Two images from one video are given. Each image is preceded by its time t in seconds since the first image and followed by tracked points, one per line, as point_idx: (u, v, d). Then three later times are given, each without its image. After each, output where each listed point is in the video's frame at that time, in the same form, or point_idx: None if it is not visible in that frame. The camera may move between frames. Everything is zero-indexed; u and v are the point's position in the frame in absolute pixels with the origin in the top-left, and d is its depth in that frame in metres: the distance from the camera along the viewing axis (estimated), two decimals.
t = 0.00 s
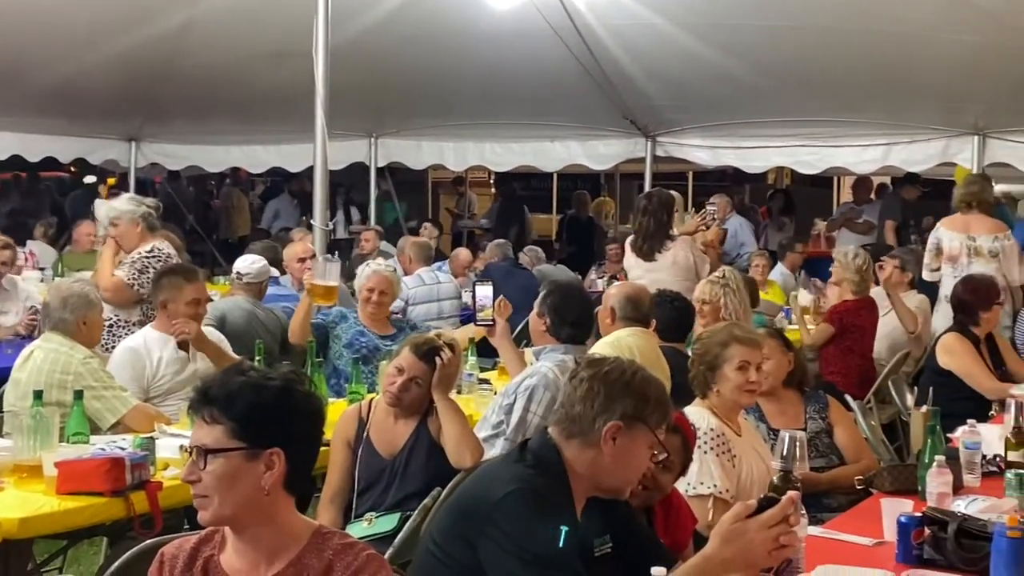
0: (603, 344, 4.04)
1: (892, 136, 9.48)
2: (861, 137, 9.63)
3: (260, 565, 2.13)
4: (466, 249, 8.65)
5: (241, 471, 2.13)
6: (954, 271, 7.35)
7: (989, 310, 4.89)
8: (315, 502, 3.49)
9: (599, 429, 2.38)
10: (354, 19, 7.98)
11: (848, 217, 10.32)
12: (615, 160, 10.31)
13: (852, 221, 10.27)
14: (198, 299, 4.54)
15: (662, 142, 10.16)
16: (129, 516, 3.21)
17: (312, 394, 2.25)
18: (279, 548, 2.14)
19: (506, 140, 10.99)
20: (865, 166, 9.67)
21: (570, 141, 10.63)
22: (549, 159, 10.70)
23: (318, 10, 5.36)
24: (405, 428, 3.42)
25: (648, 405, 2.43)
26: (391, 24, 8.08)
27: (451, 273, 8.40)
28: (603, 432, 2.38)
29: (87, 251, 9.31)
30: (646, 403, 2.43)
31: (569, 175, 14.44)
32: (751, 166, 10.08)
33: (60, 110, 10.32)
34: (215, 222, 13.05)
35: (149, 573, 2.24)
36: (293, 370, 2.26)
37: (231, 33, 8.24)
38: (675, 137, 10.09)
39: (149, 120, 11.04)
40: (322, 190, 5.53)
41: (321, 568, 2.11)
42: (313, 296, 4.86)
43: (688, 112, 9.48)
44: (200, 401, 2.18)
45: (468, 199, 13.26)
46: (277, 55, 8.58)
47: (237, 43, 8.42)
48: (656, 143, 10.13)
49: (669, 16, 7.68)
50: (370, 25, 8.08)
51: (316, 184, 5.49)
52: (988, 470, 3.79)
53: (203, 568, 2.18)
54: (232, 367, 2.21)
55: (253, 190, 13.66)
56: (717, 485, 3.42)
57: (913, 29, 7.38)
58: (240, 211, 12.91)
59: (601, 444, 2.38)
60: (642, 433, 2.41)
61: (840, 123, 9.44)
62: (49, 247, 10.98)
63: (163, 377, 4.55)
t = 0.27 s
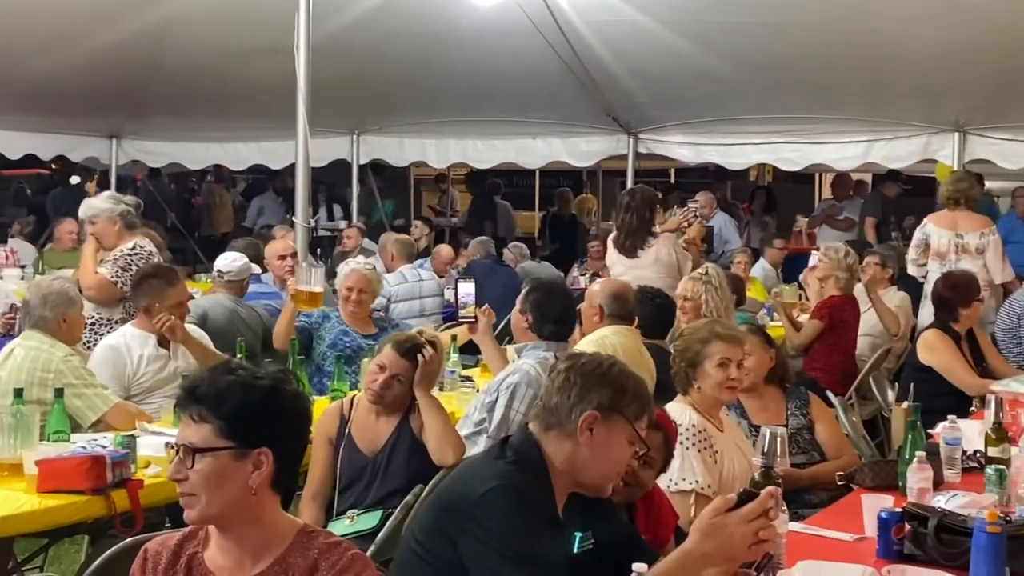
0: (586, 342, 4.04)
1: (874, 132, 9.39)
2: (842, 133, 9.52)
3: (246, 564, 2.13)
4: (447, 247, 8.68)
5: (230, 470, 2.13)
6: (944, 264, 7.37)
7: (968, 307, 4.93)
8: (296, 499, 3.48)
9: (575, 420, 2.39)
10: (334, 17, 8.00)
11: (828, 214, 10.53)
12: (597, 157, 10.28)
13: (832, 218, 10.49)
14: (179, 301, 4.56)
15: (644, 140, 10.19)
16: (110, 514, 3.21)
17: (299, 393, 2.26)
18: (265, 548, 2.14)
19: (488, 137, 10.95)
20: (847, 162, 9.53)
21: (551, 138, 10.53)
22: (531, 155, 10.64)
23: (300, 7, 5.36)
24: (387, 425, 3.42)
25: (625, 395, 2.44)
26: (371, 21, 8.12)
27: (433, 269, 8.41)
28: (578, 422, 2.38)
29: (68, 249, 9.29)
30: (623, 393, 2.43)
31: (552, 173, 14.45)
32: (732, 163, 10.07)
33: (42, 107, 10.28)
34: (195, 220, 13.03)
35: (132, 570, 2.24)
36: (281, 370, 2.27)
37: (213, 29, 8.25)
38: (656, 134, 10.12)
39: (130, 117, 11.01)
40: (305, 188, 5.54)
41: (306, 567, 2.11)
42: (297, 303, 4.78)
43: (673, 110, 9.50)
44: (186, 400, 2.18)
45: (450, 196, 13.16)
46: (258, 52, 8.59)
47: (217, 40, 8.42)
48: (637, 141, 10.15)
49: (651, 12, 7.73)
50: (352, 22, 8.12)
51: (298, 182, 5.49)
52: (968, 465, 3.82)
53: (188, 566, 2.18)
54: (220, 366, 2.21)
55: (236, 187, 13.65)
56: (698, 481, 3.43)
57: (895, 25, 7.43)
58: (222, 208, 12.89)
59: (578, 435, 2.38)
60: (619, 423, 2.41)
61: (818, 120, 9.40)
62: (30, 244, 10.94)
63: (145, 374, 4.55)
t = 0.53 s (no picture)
0: (568, 339, 4.05)
1: (857, 130, 9.34)
2: (824, 131, 9.47)
3: (231, 563, 2.14)
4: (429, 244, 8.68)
5: (218, 469, 2.13)
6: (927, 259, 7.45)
7: (949, 303, 4.95)
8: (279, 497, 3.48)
9: (557, 418, 2.39)
10: (315, 14, 8.01)
11: (809, 211, 10.78)
12: (580, 155, 10.31)
13: (814, 215, 10.68)
14: (165, 304, 4.59)
15: (627, 136, 10.17)
16: (92, 512, 3.20)
17: (287, 392, 2.27)
18: (251, 546, 2.14)
19: (471, 134, 10.93)
20: (829, 160, 9.50)
21: (534, 135, 10.55)
22: (513, 153, 10.70)
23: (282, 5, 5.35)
24: (369, 423, 3.43)
25: (608, 393, 2.45)
26: (352, 18, 8.12)
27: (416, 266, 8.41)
28: (561, 420, 2.40)
29: (50, 247, 9.26)
30: (605, 390, 2.45)
31: (535, 169, 14.49)
32: (715, 160, 9.99)
33: (25, 104, 10.25)
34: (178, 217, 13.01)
35: (115, 567, 2.24)
36: (269, 368, 2.27)
37: (194, 26, 8.24)
38: (639, 131, 10.09)
39: (112, 115, 10.98)
40: (288, 184, 5.54)
41: (291, 567, 2.12)
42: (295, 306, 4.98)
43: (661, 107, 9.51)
44: (173, 397, 2.18)
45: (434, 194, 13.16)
46: (237, 49, 8.58)
47: (195, 37, 8.40)
48: (621, 138, 10.16)
49: (633, 9, 7.75)
50: (333, 20, 8.14)
51: (280, 179, 5.49)
52: (949, 461, 3.84)
53: (171, 562, 2.18)
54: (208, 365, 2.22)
55: (218, 184, 13.62)
56: (681, 477, 3.43)
57: (880, 22, 7.45)
58: (206, 206, 12.86)
59: (560, 433, 2.39)
60: (602, 420, 2.42)
61: (795, 116, 9.39)
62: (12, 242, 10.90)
63: (127, 373, 4.55)
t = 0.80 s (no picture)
0: (553, 337, 4.07)
1: (840, 128, 9.50)
2: (807, 129, 9.67)
3: (210, 558, 2.12)
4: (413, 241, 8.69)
5: (197, 464, 2.12)
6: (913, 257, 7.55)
7: (931, 301, 4.98)
8: (263, 495, 3.49)
9: (541, 416, 2.41)
10: (298, 12, 8.01)
11: (793, 209, 10.80)
12: (565, 152, 10.33)
13: (797, 212, 10.71)
14: (143, 298, 4.50)
15: (611, 133, 10.26)
16: (75, 511, 3.21)
17: (267, 387, 2.26)
18: (230, 541, 2.13)
19: (456, 132, 10.95)
20: (813, 157, 9.69)
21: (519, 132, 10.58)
22: (499, 151, 10.69)
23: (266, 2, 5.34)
24: (354, 421, 3.43)
25: (592, 391, 2.47)
26: (335, 16, 8.13)
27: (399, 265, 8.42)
28: (546, 417, 2.41)
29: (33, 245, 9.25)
30: (589, 389, 2.47)
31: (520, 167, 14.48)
32: (700, 157, 10.18)
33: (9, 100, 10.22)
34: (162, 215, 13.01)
35: (94, 565, 2.22)
36: (248, 365, 2.26)
37: (176, 23, 8.23)
38: (623, 128, 10.21)
39: (95, 112, 10.94)
40: (272, 180, 5.54)
41: (271, 561, 2.10)
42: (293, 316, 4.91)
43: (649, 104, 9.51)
44: (152, 394, 2.17)
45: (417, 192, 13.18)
46: (219, 47, 8.56)
47: (178, 34, 8.39)
48: (605, 135, 10.21)
49: (618, 7, 7.77)
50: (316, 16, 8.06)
51: (264, 176, 5.48)
52: (933, 457, 3.86)
53: (151, 561, 2.17)
54: (187, 362, 2.21)
55: (202, 181, 13.60)
56: (664, 474, 3.45)
57: (865, 19, 7.47)
58: (191, 203, 12.84)
59: (545, 430, 2.41)
60: (585, 419, 2.44)
61: (779, 114, 9.49)
62: None
63: (108, 373, 4.56)
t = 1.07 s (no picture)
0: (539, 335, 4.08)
1: (825, 125, 9.39)
2: (792, 126, 9.60)
3: (192, 555, 2.10)
4: (398, 240, 8.69)
5: (178, 459, 2.10)
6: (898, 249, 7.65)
7: (914, 298, 5.00)
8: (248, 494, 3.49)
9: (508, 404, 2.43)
10: (283, 8, 8.06)
11: (778, 207, 10.77)
12: (551, 149, 10.18)
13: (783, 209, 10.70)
14: (101, 288, 4.47)
15: (597, 131, 10.13)
16: (59, 510, 3.20)
17: (248, 382, 2.24)
18: (212, 538, 2.11)
19: (441, 130, 10.83)
20: (799, 155, 9.58)
21: (504, 130, 10.45)
22: (485, 149, 10.56)
23: None
24: (338, 419, 3.43)
25: (559, 374, 2.47)
26: (320, 13, 8.17)
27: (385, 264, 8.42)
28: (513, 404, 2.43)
29: (18, 244, 9.23)
30: (556, 372, 2.47)
31: (506, 165, 14.51)
32: (685, 155, 10.02)
33: None
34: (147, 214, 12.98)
35: (77, 565, 2.21)
36: (229, 360, 2.24)
37: (160, 20, 8.25)
38: (608, 125, 10.07)
39: (80, 110, 10.91)
40: (256, 178, 5.52)
41: (253, 557, 2.08)
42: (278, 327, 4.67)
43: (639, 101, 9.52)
44: (133, 388, 2.15)
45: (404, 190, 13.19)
46: (202, 45, 8.57)
47: (162, 30, 8.40)
48: (589, 133, 10.10)
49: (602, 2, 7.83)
50: (300, 14, 8.18)
51: (249, 174, 5.47)
52: (916, 454, 3.87)
53: (133, 559, 2.15)
54: (168, 356, 2.19)
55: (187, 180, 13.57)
56: (649, 471, 3.45)
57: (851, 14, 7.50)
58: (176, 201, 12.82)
59: (513, 418, 2.43)
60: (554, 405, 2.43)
61: (766, 111, 9.50)
62: None
63: (92, 372, 4.56)
